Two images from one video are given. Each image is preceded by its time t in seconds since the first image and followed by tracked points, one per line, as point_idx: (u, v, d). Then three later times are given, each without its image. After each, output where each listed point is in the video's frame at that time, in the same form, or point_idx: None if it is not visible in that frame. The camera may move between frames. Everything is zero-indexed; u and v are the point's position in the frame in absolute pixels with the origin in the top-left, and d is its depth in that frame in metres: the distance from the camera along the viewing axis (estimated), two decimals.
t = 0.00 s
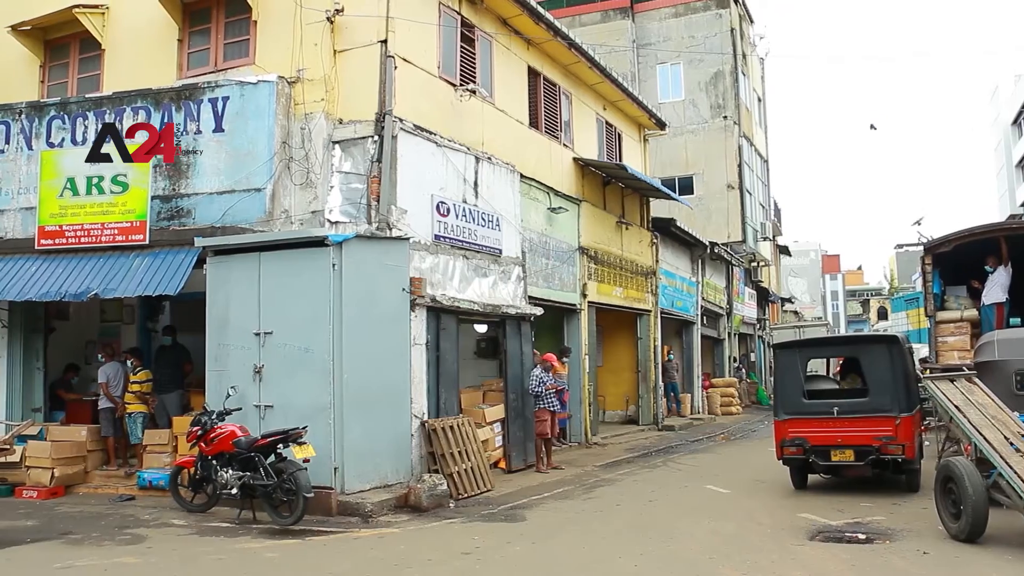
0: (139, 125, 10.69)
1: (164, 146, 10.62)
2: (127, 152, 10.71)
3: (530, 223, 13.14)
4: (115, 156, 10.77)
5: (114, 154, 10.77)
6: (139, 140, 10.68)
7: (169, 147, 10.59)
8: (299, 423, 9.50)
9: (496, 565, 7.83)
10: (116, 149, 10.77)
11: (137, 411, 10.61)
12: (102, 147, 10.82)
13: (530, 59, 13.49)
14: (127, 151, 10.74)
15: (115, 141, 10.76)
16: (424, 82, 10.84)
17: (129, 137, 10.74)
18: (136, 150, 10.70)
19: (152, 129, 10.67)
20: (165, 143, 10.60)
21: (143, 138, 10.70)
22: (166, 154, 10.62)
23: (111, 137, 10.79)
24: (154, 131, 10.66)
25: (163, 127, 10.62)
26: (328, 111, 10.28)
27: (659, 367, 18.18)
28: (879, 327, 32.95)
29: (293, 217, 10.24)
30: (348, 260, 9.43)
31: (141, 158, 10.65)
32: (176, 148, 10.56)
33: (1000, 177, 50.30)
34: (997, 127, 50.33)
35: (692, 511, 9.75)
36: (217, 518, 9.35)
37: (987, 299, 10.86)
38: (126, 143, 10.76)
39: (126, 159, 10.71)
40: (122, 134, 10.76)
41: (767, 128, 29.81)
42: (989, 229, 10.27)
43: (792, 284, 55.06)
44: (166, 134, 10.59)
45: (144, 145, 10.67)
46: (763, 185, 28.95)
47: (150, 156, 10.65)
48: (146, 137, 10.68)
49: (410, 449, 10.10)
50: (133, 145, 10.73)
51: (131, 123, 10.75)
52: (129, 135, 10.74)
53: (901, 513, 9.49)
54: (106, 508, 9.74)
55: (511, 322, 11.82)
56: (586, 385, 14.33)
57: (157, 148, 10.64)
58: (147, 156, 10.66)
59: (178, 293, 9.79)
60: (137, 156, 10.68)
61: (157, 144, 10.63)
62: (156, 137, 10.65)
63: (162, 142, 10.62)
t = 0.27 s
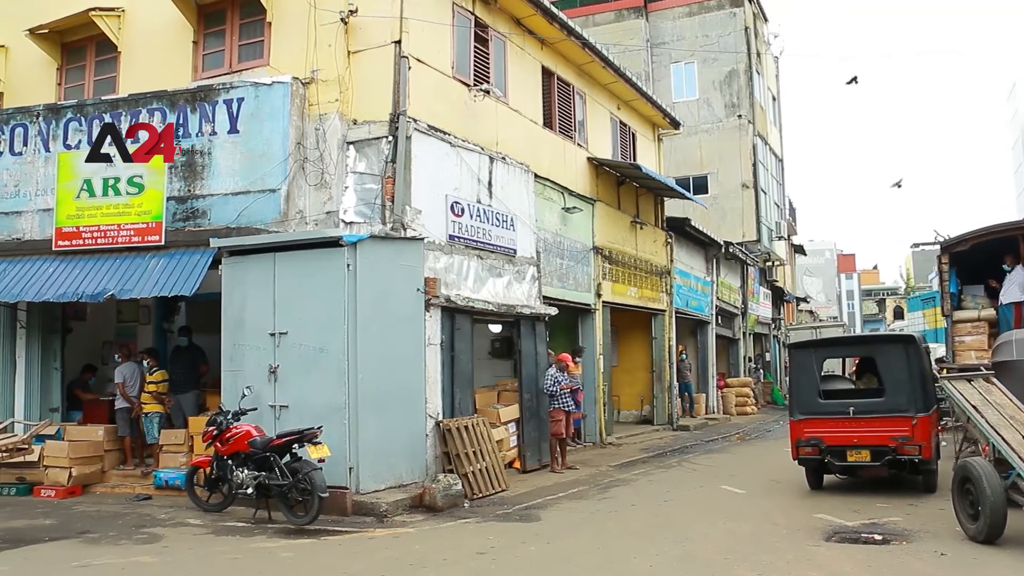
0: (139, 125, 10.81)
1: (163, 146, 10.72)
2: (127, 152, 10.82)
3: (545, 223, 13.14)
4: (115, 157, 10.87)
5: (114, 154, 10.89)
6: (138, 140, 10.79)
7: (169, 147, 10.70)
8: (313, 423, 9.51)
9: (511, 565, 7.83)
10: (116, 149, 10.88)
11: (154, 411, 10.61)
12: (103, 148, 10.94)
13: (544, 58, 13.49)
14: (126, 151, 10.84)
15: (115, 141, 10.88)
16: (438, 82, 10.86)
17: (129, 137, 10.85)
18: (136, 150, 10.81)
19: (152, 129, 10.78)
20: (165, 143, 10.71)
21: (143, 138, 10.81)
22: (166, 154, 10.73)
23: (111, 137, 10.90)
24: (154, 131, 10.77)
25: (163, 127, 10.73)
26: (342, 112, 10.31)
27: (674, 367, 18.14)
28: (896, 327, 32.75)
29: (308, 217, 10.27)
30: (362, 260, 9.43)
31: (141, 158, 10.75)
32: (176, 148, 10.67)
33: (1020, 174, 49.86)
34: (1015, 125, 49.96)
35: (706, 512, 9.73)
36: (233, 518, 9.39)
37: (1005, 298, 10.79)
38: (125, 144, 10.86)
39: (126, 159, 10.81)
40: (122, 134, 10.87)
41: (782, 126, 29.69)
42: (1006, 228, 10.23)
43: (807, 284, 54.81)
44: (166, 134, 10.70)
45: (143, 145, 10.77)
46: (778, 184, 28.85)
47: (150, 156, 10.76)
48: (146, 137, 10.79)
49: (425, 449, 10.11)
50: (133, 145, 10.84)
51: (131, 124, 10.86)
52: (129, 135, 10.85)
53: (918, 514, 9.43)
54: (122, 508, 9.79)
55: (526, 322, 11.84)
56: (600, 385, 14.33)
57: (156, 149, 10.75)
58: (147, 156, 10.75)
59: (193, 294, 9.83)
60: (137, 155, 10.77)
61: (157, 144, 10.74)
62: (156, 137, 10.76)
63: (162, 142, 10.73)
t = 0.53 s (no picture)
0: (139, 125, 10.92)
1: (163, 146, 10.83)
2: (128, 152, 10.93)
3: (558, 223, 13.14)
4: (115, 157, 10.99)
5: (114, 154, 11.01)
6: (138, 140, 10.90)
7: (169, 147, 10.80)
8: (328, 423, 9.54)
9: (524, 565, 7.83)
10: (116, 149, 11.00)
11: (169, 411, 10.69)
12: (103, 149, 11.07)
13: (557, 58, 13.49)
14: (126, 151, 10.96)
15: (115, 142, 10.99)
16: (452, 83, 10.88)
17: (129, 137, 10.96)
18: (136, 150, 10.92)
19: (152, 129, 10.89)
20: (165, 143, 10.82)
21: (142, 138, 10.92)
22: (166, 153, 10.83)
23: (111, 137, 11.03)
24: (154, 131, 10.88)
25: (163, 127, 10.84)
26: (356, 112, 10.33)
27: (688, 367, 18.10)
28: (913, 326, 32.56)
29: (322, 217, 10.31)
30: (376, 260, 9.45)
31: (141, 158, 10.85)
32: (176, 147, 10.78)
33: None
34: None
35: (720, 512, 9.71)
36: (248, 517, 9.43)
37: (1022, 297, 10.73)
38: (125, 144, 10.98)
39: (126, 159, 10.92)
40: (122, 135, 10.99)
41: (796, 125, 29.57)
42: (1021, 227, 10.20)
43: (821, 283, 54.56)
44: (166, 134, 10.81)
45: (143, 145, 10.88)
46: (792, 183, 28.74)
47: (150, 156, 10.86)
48: (146, 137, 10.90)
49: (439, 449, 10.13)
50: (133, 145, 10.95)
51: (131, 124, 10.97)
52: (129, 135, 10.97)
53: (934, 515, 9.38)
54: (138, 506, 9.85)
55: (540, 321, 11.84)
56: (614, 384, 14.32)
57: (156, 149, 10.85)
58: (147, 156, 10.86)
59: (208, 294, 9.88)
60: (137, 155, 10.88)
61: (157, 144, 10.84)
62: (156, 137, 10.87)
63: (162, 142, 10.83)
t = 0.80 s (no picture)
0: (139, 124, 11.01)
1: (163, 146, 10.91)
2: (128, 151, 11.02)
3: (572, 222, 13.13)
4: (116, 156, 11.09)
5: (113, 154, 11.11)
6: (138, 140, 10.99)
7: (168, 147, 10.88)
8: (341, 422, 9.55)
9: (538, 564, 7.83)
10: (116, 149, 11.10)
11: (183, 410, 10.80)
12: (104, 148, 11.17)
13: (570, 58, 13.47)
14: (127, 151, 11.05)
15: (115, 141, 11.10)
16: (465, 82, 10.88)
17: (129, 137, 11.06)
18: (137, 150, 11.01)
19: (152, 129, 10.97)
20: (165, 143, 10.90)
21: (142, 138, 11.00)
22: (166, 153, 10.92)
23: (111, 137, 11.13)
24: (154, 131, 10.96)
25: (163, 127, 10.93)
26: (369, 112, 10.35)
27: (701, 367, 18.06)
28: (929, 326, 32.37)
29: (336, 217, 10.33)
30: (390, 261, 9.47)
31: (140, 158, 10.94)
32: (175, 147, 10.85)
33: None
34: None
35: (734, 512, 9.68)
36: (262, 516, 9.46)
37: None
38: (126, 144, 11.07)
39: (126, 159, 11.01)
40: (122, 135, 11.09)
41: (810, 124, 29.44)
42: None
43: (835, 283, 54.31)
44: (165, 134, 10.89)
45: (143, 145, 10.97)
46: (806, 182, 28.63)
47: (150, 156, 10.95)
48: (146, 137, 10.99)
49: (452, 449, 10.14)
50: (133, 145, 11.04)
51: (131, 124, 11.07)
52: (129, 135, 11.06)
53: (949, 516, 9.33)
54: (153, 505, 9.89)
55: (553, 321, 11.83)
56: (627, 384, 14.31)
57: (156, 148, 10.93)
58: (147, 156, 10.95)
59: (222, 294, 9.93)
60: (137, 155, 10.97)
61: (157, 144, 10.93)
62: (156, 137, 10.95)
63: (162, 142, 10.91)
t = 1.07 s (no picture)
0: (139, 125, 11.11)
1: (163, 146, 11.02)
2: (128, 151, 11.14)
3: (584, 222, 13.13)
4: (116, 157, 11.21)
5: (113, 154, 11.23)
6: (138, 140, 11.11)
7: (168, 147, 10.99)
8: (354, 422, 9.57)
9: (551, 564, 7.83)
10: (116, 149, 11.22)
11: (197, 410, 10.86)
12: (104, 148, 11.29)
13: (582, 57, 13.47)
14: (127, 151, 11.18)
15: (115, 141, 11.22)
16: (477, 82, 10.89)
17: (128, 137, 11.18)
18: (137, 150, 11.12)
19: (152, 130, 11.07)
20: (165, 143, 11.01)
21: (142, 138, 11.12)
22: (166, 153, 11.02)
23: (111, 137, 11.24)
24: (154, 131, 11.06)
25: (163, 127, 11.03)
26: (381, 112, 10.37)
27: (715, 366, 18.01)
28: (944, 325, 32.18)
29: (348, 217, 10.35)
30: (403, 260, 9.48)
31: (140, 158, 11.06)
32: (175, 147, 10.95)
33: None
34: None
35: (747, 512, 9.66)
36: (275, 515, 9.49)
37: None
38: (126, 144, 11.19)
39: (127, 159, 11.13)
40: (122, 135, 11.21)
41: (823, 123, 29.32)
42: None
43: (848, 282, 54.10)
44: (165, 134, 11.00)
45: (143, 145, 11.09)
46: (819, 181, 28.52)
47: (150, 156, 11.06)
48: (146, 137, 11.09)
49: (465, 448, 10.15)
50: (133, 146, 11.16)
51: (130, 124, 11.17)
52: (129, 135, 11.17)
53: (964, 516, 9.28)
54: (167, 505, 9.93)
55: (566, 321, 11.82)
56: (640, 384, 14.29)
57: (156, 148, 11.05)
58: (147, 156, 11.06)
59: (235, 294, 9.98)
60: (137, 155, 11.09)
61: (157, 144, 11.03)
62: (156, 137, 11.06)
63: (162, 142, 11.02)
